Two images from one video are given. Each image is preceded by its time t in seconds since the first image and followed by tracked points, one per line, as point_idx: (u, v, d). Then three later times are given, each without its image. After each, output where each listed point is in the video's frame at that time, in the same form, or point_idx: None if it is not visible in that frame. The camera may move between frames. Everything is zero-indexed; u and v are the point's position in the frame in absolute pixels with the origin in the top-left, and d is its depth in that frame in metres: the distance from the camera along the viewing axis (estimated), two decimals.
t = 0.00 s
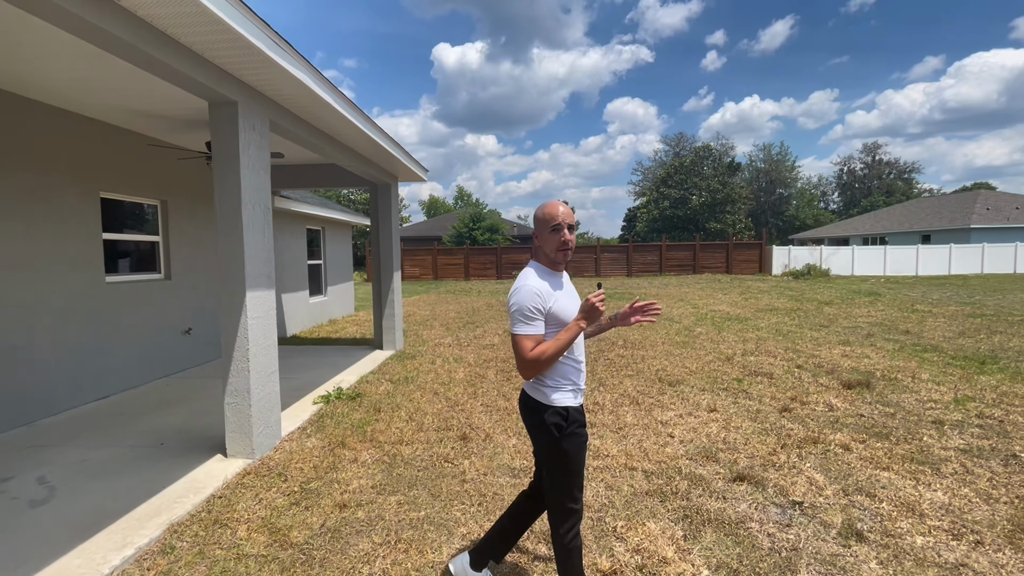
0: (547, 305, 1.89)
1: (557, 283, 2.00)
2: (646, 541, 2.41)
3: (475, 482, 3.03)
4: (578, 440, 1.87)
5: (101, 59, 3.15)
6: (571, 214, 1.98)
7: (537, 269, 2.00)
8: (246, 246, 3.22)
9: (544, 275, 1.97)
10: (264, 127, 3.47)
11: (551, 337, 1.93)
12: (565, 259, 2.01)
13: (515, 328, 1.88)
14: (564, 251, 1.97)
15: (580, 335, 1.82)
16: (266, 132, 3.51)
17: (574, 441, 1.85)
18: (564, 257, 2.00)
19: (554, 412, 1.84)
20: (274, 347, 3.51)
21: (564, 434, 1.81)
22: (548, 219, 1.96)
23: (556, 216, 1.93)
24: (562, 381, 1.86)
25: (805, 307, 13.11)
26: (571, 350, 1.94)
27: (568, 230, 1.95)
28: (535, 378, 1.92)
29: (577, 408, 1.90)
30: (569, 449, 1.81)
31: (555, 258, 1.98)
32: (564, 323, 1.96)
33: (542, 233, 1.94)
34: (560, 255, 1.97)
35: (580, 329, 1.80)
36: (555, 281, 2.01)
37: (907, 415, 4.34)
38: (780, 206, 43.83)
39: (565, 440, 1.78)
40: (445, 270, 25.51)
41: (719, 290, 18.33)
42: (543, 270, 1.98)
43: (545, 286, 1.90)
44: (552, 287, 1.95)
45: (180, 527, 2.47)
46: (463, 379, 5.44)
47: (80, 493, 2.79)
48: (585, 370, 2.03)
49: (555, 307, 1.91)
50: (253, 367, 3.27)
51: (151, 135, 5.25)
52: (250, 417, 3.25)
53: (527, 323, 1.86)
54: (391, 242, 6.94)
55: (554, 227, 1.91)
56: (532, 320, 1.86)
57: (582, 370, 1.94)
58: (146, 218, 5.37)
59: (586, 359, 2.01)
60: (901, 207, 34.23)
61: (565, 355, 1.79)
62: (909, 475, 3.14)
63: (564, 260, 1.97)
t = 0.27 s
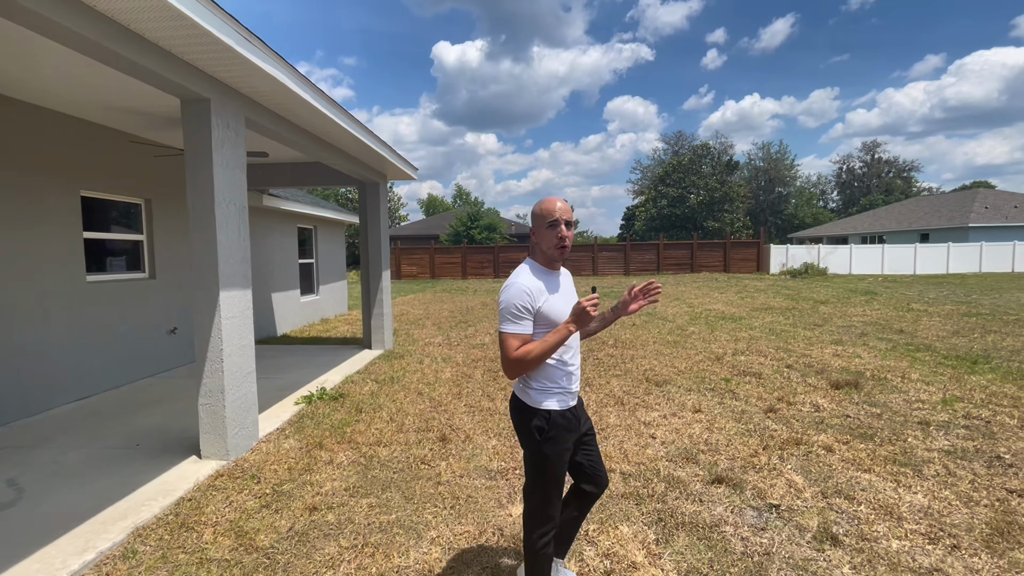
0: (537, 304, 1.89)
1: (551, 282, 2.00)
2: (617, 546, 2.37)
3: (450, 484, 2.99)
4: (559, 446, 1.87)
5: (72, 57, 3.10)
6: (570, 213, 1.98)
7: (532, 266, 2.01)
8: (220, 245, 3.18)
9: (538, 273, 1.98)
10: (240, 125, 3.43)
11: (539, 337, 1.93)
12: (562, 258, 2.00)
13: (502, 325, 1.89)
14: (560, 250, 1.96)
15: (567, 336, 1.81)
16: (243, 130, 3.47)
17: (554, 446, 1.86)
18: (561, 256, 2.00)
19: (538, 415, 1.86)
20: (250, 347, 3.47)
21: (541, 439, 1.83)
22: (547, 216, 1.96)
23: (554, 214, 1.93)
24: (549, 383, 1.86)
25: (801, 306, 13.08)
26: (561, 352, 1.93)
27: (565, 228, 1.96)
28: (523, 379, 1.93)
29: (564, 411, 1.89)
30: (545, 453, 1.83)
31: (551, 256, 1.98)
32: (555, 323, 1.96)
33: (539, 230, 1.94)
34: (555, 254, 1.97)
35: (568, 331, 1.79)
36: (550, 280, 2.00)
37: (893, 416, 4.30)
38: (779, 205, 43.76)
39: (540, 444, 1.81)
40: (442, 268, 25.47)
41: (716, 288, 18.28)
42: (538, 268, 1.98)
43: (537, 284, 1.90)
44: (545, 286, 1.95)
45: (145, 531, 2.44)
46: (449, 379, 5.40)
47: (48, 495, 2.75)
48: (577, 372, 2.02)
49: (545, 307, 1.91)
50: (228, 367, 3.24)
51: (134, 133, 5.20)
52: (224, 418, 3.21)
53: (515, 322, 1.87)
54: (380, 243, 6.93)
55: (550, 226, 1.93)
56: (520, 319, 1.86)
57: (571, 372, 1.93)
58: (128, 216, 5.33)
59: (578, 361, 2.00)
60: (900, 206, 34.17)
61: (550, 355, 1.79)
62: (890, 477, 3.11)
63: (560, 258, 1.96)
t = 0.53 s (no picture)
0: (525, 303, 1.90)
1: (544, 282, 1.99)
2: (584, 548, 2.35)
3: (423, 484, 2.96)
4: (543, 446, 1.84)
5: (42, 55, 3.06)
6: (566, 214, 1.97)
7: (527, 265, 2.02)
8: (193, 243, 3.15)
9: (532, 273, 1.98)
10: (214, 122, 3.40)
11: (526, 336, 1.94)
12: (557, 258, 1.99)
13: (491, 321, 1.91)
14: (554, 250, 1.95)
15: (551, 337, 1.81)
16: (217, 127, 3.44)
17: (536, 446, 1.83)
18: (557, 256, 1.98)
19: (524, 415, 1.85)
20: (225, 346, 3.45)
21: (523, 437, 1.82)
22: (542, 215, 1.96)
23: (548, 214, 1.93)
24: (533, 381, 1.86)
25: (795, 305, 13.04)
26: (550, 352, 1.92)
27: (560, 228, 1.94)
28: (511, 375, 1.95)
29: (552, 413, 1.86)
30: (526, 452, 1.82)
31: (545, 256, 1.98)
32: (545, 323, 1.96)
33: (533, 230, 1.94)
34: (550, 253, 1.96)
35: (551, 331, 1.79)
36: (544, 280, 2.00)
37: (877, 415, 4.28)
38: (778, 203, 43.71)
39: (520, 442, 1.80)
40: (439, 267, 25.45)
41: (712, 287, 18.26)
42: (532, 268, 1.99)
43: (527, 283, 1.91)
44: (536, 285, 1.95)
45: (110, 532, 2.41)
46: (434, 378, 5.38)
47: (15, 496, 2.72)
48: (569, 374, 2.00)
49: (534, 306, 1.92)
50: (201, 367, 3.21)
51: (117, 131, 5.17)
52: (197, 418, 3.18)
53: (502, 319, 1.88)
54: (369, 243, 6.90)
55: (544, 224, 1.93)
56: (507, 316, 1.88)
57: (560, 373, 1.92)
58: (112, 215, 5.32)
59: (570, 362, 1.98)
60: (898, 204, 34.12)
61: (532, 354, 1.80)
62: (868, 478, 3.08)
63: (553, 259, 1.96)
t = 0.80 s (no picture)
0: (534, 307, 1.91)
1: (553, 285, 2.00)
2: (553, 551, 2.33)
3: (397, 486, 2.95)
4: (556, 442, 1.83)
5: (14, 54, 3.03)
6: (572, 217, 1.97)
7: (536, 270, 2.03)
8: (167, 243, 3.13)
9: (541, 277, 2.00)
10: (190, 122, 3.38)
11: (537, 339, 1.95)
12: (565, 262, 2.00)
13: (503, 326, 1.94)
14: (561, 254, 1.95)
15: (560, 339, 1.81)
16: (194, 126, 3.42)
17: (548, 442, 1.83)
18: (564, 260, 1.99)
19: (537, 413, 1.85)
20: (202, 347, 3.43)
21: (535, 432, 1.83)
22: (547, 220, 1.97)
23: (553, 219, 1.93)
24: (546, 382, 1.86)
25: (791, 304, 13.02)
26: (561, 352, 1.93)
27: (565, 232, 1.95)
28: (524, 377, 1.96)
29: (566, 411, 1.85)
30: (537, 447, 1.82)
31: (553, 261, 1.98)
32: (556, 326, 1.96)
33: (539, 235, 1.96)
34: (558, 257, 1.97)
35: (560, 333, 1.80)
36: (553, 283, 2.01)
37: (861, 416, 4.26)
38: (777, 202, 43.64)
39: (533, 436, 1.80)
40: (437, 266, 25.43)
41: (708, 286, 18.23)
42: (541, 272, 2.00)
43: (536, 287, 1.92)
44: (545, 289, 1.97)
45: (76, 534, 2.40)
46: (421, 377, 5.36)
47: None
48: (584, 375, 1.99)
49: (543, 309, 1.93)
50: (177, 367, 3.19)
51: (101, 130, 5.16)
52: (173, 419, 3.17)
53: (512, 323, 1.90)
54: (358, 244, 6.89)
55: (550, 229, 1.94)
56: (518, 320, 1.90)
57: (573, 373, 1.92)
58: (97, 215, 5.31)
59: (583, 363, 1.98)
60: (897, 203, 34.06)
61: (544, 356, 1.80)
62: (846, 480, 3.06)
63: (561, 263, 1.96)
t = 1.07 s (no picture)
0: (540, 297, 1.96)
1: (558, 277, 2.06)
2: (524, 553, 2.31)
3: (373, 486, 2.92)
4: (573, 428, 1.90)
5: None
6: (577, 211, 2.04)
7: (542, 262, 2.09)
8: (143, 241, 3.10)
9: (547, 269, 2.05)
10: (168, 119, 3.35)
11: (543, 328, 2.00)
12: (570, 255, 2.06)
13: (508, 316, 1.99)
14: (567, 246, 2.02)
15: (565, 327, 1.87)
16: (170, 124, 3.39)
17: (565, 428, 1.89)
18: (570, 253, 2.05)
19: (544, 401, 1.92)
20: (181, 346, 3.41)
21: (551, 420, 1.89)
22: (554, 213, 2.04)
23: (560, 211, 2.02)
24: (550, 371, 1.92)
25: (787, 303, 12.98)
26: (566, 343, 1.98)
27: (571, 225, 2.02)
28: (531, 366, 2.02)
29: (575, 398, 1.94)
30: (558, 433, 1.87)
31: (558, 253, 2.05)
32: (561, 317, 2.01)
33: (545, 227, 2.02)
34: (563, 249, 2.03)
35: (566, 323, 1.86)
36: (558, 275, 2.07)
37: (848, 416, 4.23)
38: (776, 200, 43.55)
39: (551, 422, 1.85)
40: (434, 265, 25.39)
41: (705, 285, 18.19)
42: (546, 264, 2.06)
43: (542, 278, 1.98)
44: (551, 279, 2.02)
45: (44, 536, 2.37)
46: (408, 376, 5.34)
47: None
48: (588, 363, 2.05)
49: (549, 300, 1.98)
50: (154, 367, 3.17)
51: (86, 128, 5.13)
52: (149, 419, 3.14)
53: (519, 312, 1.95)
54: (347, 242, 6.87)
55: (556, 221, 2.00)
56: (524, 310, 1.95)
57: (577, 362, 1.97)
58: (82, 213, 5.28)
59: (587, 353, 2.03)
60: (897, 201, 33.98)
61: (549, 345, 1.86)
62: (827, 480, 3.03)
63: (566, 254, 2.03)
